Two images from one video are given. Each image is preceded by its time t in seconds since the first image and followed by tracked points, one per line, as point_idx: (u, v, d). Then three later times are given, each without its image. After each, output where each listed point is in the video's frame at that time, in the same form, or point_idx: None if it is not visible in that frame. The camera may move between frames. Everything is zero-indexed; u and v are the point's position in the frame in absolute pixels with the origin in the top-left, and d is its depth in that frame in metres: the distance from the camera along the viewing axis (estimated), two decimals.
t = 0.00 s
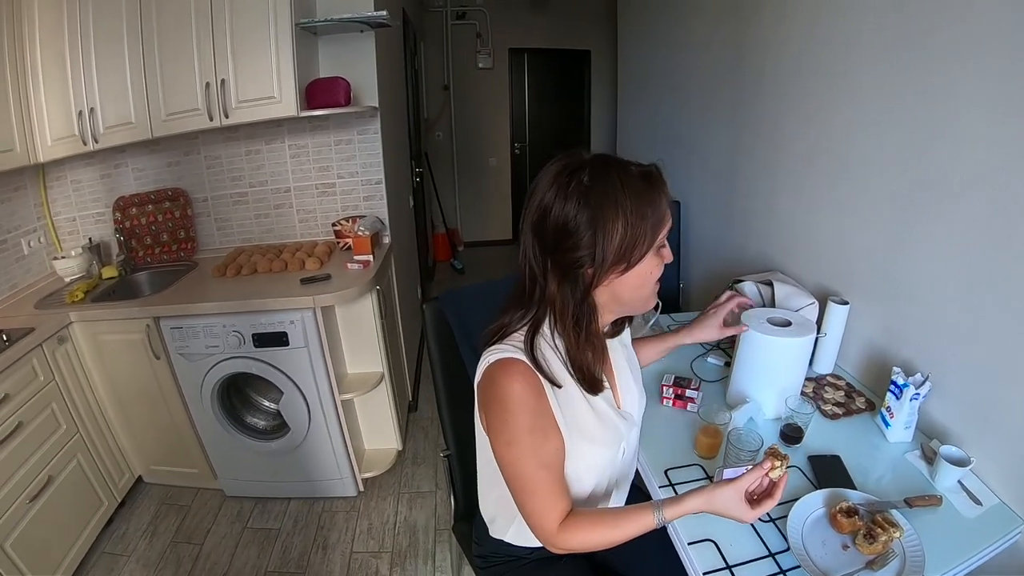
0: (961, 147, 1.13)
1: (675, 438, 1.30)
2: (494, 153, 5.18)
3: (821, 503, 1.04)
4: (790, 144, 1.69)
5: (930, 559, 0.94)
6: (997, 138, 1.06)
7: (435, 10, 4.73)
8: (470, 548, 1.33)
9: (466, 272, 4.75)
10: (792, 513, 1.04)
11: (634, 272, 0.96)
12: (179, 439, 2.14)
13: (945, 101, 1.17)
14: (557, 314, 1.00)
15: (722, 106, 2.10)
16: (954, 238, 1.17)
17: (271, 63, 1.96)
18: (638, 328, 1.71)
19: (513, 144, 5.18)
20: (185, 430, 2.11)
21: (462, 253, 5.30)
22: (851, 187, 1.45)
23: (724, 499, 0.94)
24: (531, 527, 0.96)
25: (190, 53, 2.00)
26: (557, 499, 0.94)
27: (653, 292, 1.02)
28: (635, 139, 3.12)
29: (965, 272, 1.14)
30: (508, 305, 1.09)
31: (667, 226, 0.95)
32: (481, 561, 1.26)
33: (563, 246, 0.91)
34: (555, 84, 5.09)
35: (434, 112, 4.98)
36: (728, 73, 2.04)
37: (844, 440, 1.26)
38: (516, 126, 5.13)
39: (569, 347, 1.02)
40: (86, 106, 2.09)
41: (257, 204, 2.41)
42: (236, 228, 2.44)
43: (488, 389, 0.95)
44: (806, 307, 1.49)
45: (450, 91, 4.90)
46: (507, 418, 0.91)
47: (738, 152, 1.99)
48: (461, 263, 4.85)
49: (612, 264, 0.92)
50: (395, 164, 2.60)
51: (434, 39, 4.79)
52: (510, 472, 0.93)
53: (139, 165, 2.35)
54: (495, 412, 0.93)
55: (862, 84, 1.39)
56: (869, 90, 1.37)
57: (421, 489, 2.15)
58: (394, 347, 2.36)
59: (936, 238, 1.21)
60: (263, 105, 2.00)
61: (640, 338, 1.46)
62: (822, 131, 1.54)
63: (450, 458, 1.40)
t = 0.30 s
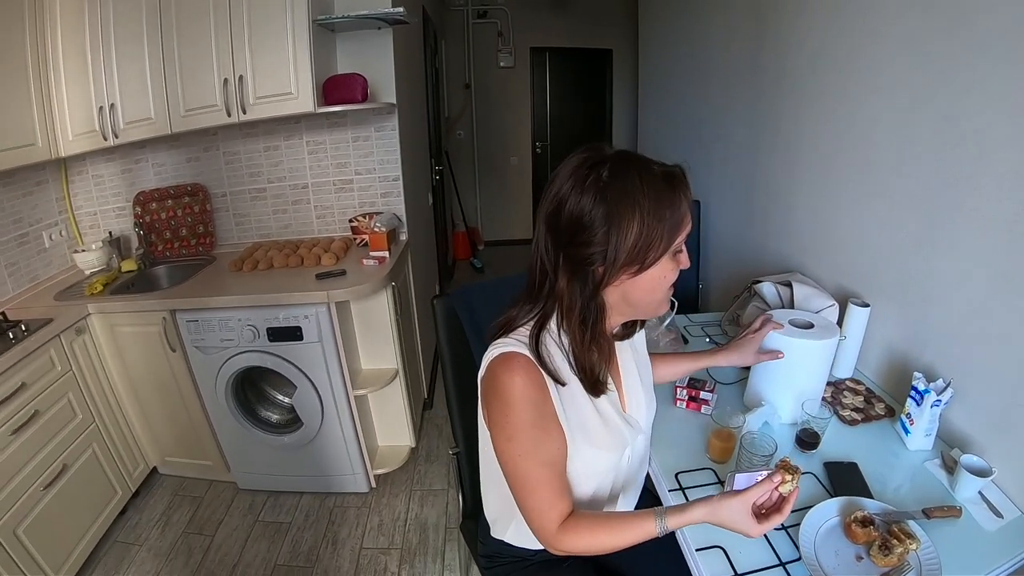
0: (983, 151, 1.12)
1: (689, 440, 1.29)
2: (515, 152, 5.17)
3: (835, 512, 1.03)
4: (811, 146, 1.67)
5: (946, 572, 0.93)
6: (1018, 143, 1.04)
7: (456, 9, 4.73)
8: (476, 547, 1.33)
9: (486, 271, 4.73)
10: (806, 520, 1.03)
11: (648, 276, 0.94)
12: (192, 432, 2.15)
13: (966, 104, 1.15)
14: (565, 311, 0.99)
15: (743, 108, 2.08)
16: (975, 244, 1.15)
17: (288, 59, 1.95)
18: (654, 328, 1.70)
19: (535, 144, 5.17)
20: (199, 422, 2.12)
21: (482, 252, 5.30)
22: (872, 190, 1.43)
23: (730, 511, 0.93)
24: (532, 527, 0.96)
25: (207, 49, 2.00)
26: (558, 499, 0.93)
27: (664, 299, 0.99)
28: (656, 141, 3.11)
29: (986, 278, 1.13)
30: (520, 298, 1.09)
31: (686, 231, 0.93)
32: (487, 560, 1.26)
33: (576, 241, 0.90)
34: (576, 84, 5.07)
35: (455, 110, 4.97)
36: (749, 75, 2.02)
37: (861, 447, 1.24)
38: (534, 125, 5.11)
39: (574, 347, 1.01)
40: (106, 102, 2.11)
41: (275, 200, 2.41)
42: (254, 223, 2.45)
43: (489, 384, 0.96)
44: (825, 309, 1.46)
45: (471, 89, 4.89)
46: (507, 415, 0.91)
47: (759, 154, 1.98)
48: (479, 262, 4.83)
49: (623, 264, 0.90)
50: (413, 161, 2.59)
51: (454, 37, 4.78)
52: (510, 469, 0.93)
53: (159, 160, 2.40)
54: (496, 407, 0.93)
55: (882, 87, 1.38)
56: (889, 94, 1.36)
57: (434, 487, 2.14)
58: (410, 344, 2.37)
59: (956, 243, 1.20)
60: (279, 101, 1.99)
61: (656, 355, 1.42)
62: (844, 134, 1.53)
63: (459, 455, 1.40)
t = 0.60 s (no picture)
0: (1006, 153, 1.09)
1: (707, 444, 1.27)
2: (536, 152, 5.16)
3: (853, 520, 1.01)
4: (832, 148, 1.65)
5: None
6: None
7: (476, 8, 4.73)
8: (489, 548, 1.32)
9: (504, 270, 4.73)
10: (822, 528, 1.01)
11: (668, 280, 0.92)
12: (208, 426, 2.17)
13: (989, 105, 1.12)
14: (582, 316, 0.98)
15: (764, 109, 2.06)
16: (997, 250, 1.13)
17: (308, 56, 1.96)
18: (673, 330, 1.69)
19: (553, 143, 5.16)
20: (214, 417, 2.13)
21: (500, 251, 5.31)
22: (894, 193, 1.41)
23: (751, 513, 0.91)
24: (551, 533, 0.95)
25: (226, 46, 2.01)
26: (576, 505, 0.92)
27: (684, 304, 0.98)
28: (677, 142, 3.09)
29: (1010, 283, 1.10)
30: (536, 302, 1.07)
31: (707, 234, 0.91)
32: (501, 561, 1.25)
33: (594, 244, 0.89)
34: (594, 85, 5.05)
35: (474, 110, 4.98)
36: (771, 75, 2.00)
37: (880, 454, 1.22)
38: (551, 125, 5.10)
39: (591, 351, 1.00)
40: (126, 98, 2.13)
41: (294, 197, 2.42)
42: (272, 220, 2.47)
43: (504, 389, 0.95)
44: (847, 312, 1.44)
45: (491, 89, 4.89)
46: (524, 420, 0.90)
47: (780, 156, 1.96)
48: (498, 261, 4.83)
49: (643, 268, 0.88)
50: (432, 159, 2.58)
51: (474, 37, 4.78)
52: (528, 475, 0.92)
53: (178, 157, 2.42)
54: (512, 412, 0.92)
55: (904, 89, 1.36)
56: (910, 96, 1.34)
57: (448, 485, 2.14)
58: (427, 342, 2.37)
59: (978, 248, 1.17)
60: (298, 98, 2.00)
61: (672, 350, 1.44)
62: (865, 136, 1.50)
63: (474, 454, 1.39)
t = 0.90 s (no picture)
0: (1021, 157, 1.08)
1: (719, 445, 1.26)
2: (556, 151, 5.17)
3: (866, 524, 0.99)
4: (848, 150, 1.64)
5: None
6: None
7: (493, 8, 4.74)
8: (500, 546, 1.33)
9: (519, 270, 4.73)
10: (834, 532, 0.99)
11: (681, 280, 0.91)
12: (222, 420, 2.19)
13: (1005, 108, 1.11)
14: (594, 316, 0.98)
15: (781, 111, 2.05)
16: (1010, 254, 1.11)
17: (326, 55, 1.97)
18: (688, 331, 1.69)
19: (570, 143, 5.16)
20: (229, 411, 2.15)
21: (515, 250, 5.32)
22: (910, 196, 1.39)
23: (758, 515, 0.92)
24: (558, 530, 0.95)
25: (246, 44, 2.03)
26: (585, 503, 0.92)
27: (697, 305, 0.97)
28: (694, 143, 3.08)
29: None
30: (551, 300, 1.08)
31: (721, 235, 0.90)
32: (511, 558, 1.25)
33: (606, 243, 0.89)
34: (610, 85, 5.04)
35: (492, 110, 4.98)
36: (788, 77, 1.99)
37: (894, 458, 1.20)
38: (566, 126, 5.09)
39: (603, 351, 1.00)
40: (146, 96, 2.16)
41: (312, 194, 2.44)
42: (290, 218, 2.49)
43: (516, 385, 0.95)
44: (864, 315, 1.42)
45: (508, 89, 4.91)
46: (534, 416, 0.90)
47: (797, 158, 1.95)
48: (515, 261, 4.83)
49: (653, 268, 0.88)
50: (448, 158, 2.59)
51: (492, 37, 4.78)
52: (537, 471, 0.92)
53: (197, 154, 2.44)
54: (523, 408, 0.92)
55: (921, 90, 1.35)
56: (928, 98, 1.33)
57: (461, 484, 2.15)
58: (442, 340, 2.38)
59: (993, 251, 1.16)
60: (316, 96, 2.01)
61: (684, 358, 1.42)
62: (882, 138, 1.49)
63: (488, 452, 1.40)
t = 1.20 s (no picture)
0: None
1: (724, 444, 1.26)
2: (566, 151, 5.17)
3: (869, 523, 0.99)
4: (857, 151, 1.64)
5: None
6: None
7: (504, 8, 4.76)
8: (504, 541, 1.33)
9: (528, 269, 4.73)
10: (838, 532, 0.99)
11: (670, 275, 0.91)
12: (230, 415, 2.21)
13: (1011, 109, 1.11)
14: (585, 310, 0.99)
15: (790, 111, 2.05)
16: (1016, 255, 1.11)
17: (337, 53, 1.98)
18: (695, 330, 1.69)
19: (581, 143, 5.16)
20: (238, 406, 2.17)
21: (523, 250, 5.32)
22: (917, 197, 1.39)
23: (754, 512, 0.92)
24: (557, 523, 0.96)
25: (258, 43, 2.05)
26: (583, 497, 0.93)
27: (691, 300, 0.97)
28: (703, 143, 3.08)
29: None
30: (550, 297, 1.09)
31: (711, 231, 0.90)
32: (515, 554, 1.26)
33: (595, 237, 0.90)
34: (619, 85, 5.04)
35: (502, 110, 5.00)
36: (797, 77, 1.99)
37: (899, 459, 1.19)
38: (574, 126, 5.09)
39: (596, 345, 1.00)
40: (158, 94, 2.18)
41: (322, 192, 2.46)
42: (300, 215, 2.51)
43: (515, 380, 0.96)
44: (871, 314, 1.43)
45: (518, 89, 4.92)
46: (533, 411, 0.91)
47: (805, 158, 1.95)
48: (523, 261, 4.83)
49: (640, 261, 0.88)
50: (458, 157, 2.60)
51: (501, 37, 4.80)
52: (536, 465, 0.93)
53: (208, 152, 2.47)
54: (522, 403, 0.93)
55: (929, 91, 1.35)
56: (936, 99, 1.33)
57: (467, 481, 2.16)
58: (450, 337, 2.39)
59: (999, 252, 1.15)
60: (327, 95, 2.03)
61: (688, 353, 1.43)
62: (890, 138, 1.49)
63: (494, 448, 1.40)
